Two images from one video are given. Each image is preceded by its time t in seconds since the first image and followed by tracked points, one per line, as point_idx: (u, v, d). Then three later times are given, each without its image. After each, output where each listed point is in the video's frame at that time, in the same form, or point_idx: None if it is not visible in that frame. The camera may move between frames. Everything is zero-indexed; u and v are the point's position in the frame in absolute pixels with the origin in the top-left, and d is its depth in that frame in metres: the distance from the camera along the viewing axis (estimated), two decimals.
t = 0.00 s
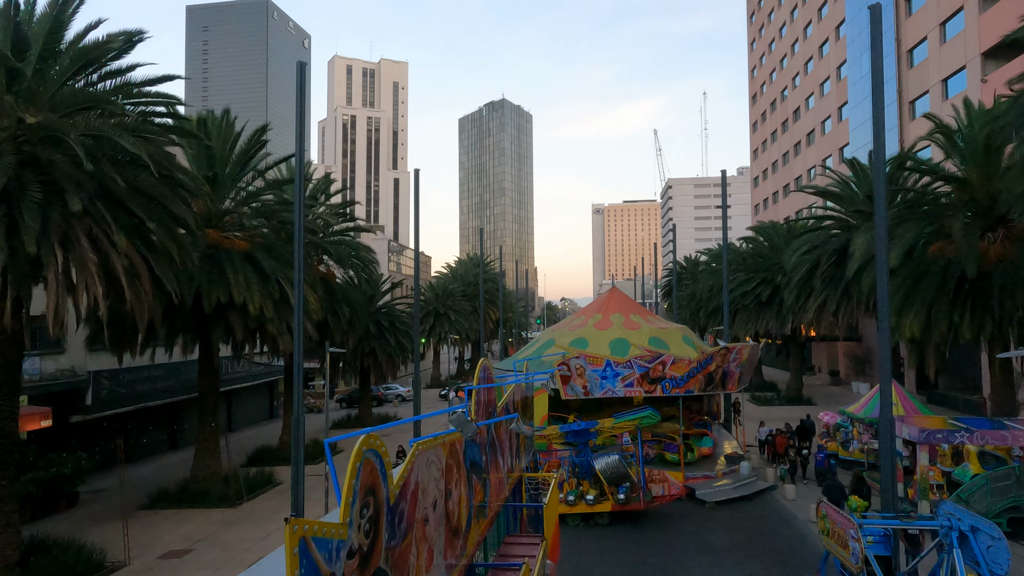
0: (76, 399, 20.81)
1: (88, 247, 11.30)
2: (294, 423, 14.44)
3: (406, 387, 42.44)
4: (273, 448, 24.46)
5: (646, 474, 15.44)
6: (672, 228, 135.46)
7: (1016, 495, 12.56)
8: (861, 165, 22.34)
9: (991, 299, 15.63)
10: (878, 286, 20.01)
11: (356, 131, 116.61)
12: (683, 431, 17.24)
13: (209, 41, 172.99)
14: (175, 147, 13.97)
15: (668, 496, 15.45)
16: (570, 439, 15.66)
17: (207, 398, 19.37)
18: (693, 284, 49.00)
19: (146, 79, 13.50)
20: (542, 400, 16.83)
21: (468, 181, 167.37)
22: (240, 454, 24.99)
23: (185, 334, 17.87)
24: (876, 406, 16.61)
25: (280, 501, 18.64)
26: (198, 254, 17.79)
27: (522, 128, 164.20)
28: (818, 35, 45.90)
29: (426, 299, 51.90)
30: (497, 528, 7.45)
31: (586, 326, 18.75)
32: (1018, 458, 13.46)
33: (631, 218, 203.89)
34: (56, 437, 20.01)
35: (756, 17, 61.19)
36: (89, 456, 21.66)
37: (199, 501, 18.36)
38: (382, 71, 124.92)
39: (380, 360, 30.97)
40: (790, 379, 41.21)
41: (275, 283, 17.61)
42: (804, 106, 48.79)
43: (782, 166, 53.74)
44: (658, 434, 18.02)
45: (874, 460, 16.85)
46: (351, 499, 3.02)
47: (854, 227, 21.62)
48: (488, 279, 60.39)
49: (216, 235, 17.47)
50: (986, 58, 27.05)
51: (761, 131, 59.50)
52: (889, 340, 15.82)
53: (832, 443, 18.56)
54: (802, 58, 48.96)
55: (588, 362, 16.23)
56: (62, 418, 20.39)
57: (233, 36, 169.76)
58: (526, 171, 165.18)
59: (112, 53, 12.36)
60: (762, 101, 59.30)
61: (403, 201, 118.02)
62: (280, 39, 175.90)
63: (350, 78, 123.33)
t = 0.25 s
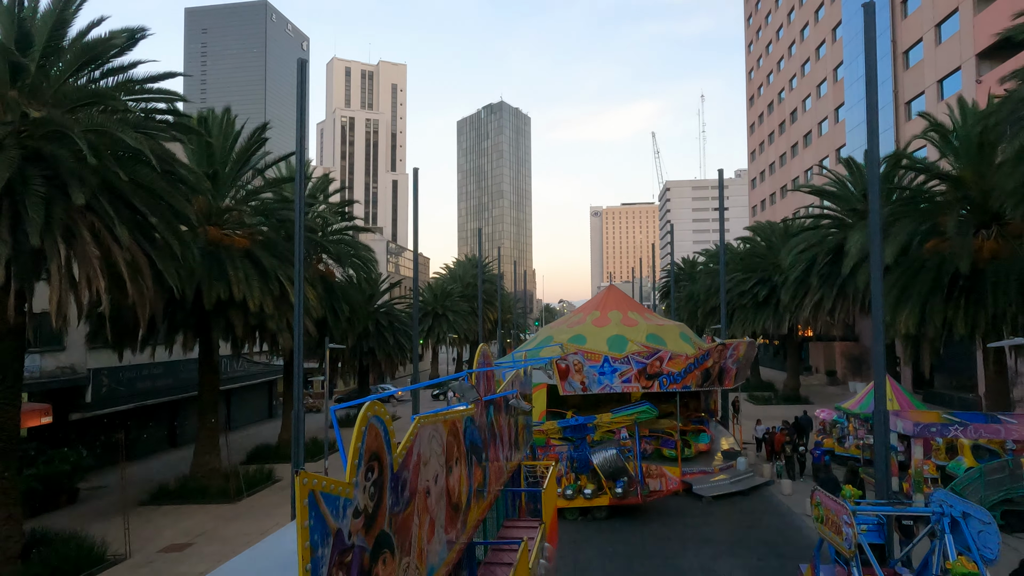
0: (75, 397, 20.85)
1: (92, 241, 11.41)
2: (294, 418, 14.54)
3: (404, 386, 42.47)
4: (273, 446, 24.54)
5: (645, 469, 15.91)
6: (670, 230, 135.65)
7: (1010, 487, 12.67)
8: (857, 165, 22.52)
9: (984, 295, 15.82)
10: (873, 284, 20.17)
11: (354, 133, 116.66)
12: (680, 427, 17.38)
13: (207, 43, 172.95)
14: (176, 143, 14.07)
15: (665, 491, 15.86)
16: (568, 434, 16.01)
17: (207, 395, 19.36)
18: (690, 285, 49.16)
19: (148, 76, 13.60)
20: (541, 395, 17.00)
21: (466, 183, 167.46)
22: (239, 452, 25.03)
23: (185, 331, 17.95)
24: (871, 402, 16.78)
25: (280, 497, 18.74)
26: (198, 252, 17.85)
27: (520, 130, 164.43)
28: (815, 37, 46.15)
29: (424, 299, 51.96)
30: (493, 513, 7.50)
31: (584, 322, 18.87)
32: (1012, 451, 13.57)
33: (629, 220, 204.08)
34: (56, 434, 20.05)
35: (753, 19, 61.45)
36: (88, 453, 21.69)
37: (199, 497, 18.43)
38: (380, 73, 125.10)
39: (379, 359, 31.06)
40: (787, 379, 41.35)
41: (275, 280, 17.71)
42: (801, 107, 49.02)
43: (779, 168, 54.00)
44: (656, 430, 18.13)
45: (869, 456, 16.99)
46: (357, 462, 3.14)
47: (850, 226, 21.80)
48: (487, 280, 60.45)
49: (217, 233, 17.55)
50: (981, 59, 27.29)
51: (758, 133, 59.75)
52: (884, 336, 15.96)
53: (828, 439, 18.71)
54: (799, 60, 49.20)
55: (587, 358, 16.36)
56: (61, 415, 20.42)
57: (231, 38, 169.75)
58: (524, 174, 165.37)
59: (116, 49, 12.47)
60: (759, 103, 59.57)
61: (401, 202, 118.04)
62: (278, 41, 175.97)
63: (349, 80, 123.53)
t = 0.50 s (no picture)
0: (74, 394, 20.89)
1: (92, 235, 11.50)
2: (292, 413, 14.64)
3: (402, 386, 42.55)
4: (270, 444, 24.60)
5: (641, 464, 16.14)
6: (667, 232, 135.94)
7: (1001, 480, 12.81)
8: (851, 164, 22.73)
9: (976, 292, 16.02)
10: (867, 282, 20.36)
11: (352, 135, 116.75)
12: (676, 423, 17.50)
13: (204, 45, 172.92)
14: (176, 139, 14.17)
15: (661, 487, 16.11)
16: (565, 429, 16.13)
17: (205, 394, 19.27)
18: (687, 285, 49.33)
19: (148, 73, 13.69)
20: (537, 392, 17.16)
21: (463, 185, 167.60)
22: (237, 450, 25.08)
23: (184, 328, 18.00)
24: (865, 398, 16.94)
25: (278, 493, 18.82)
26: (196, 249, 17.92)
27: (517, 133, 164.68)
28: (810, 39, 46.45)
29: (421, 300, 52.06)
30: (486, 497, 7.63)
31: (581, 320, 19.01)
32: (1004, 445, 13.71)
33: (626, 223, 204.37)
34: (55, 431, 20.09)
35: (749, 22, 61.78)
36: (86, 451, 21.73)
37: (197, 493, 18.48)
38: (377, 75, 125.31)
39: (377, 358, 31.16)
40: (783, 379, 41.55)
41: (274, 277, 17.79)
42: (797, 109, 49.32)
43: (775, 169, 54.29)
44: (652, 426, 18.26)
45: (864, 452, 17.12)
46: (362, 427, 3.27)
47: (844, 225, 22.00)
48: (484, 281, 60.57)
49: (215, 231, 17.62)
50: (974, 61, 27.56)
51: (754, 135, 60.07)
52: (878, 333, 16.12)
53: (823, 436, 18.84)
54: (794, 62, 49.51)
55: (583, 354, 16.49)
56: (59, 412, 20.46)
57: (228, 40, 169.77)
58: (521, 176, 165.58)
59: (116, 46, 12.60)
60: (755, 105, 59.89)
61: (398, 204, 118.13)
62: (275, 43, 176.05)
63: (346, 82, 123.60)
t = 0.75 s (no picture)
0: (73, 392, 20.95)
1: (94, 230, 11.59)
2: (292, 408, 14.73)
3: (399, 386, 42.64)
4: (269, 442, 24.67)
5: (638, 460, 16.22)
6: (664, 234, 136.19)
7: (994, 473, 12.94)
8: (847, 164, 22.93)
9: (970, 288, 16.20)
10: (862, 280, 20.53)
11: (350, 136, 116.89)
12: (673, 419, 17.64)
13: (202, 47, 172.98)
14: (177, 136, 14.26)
15: (658, 482, 16.23)
16: (563, 424, 16.08)
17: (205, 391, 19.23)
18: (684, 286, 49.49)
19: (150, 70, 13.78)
20: (536, 388, 17.46)
21: (461, 188, 167.78)
22: (235, 448, 25.14)
23: (184, 324, 18.07)
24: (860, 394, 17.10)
25: (278, 489, 18.90)
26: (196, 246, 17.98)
27: (515, 135, 164.99)
28: (806, 41, 46.73)
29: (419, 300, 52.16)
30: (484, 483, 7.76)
31: (579, 317, 19.14)
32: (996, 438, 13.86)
33: (623, 225, 204.68)
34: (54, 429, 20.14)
35: (746, 24, 62.10)
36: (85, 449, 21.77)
37: (196, 489, 18.54)
38: (375, 77, 125.52)
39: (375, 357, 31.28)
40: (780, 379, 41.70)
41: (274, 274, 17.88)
42: (793, 111, 49.60)
43: (772, 171, 54.56)
44: (649, 423, 18.43)
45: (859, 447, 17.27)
46: (368, 396, 3.40)
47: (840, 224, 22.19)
48: (482, 282, 60.68)
49: (215, 228, 17.70)
50: (968, 62, 27.79)
51: (751, 136, 60.36)
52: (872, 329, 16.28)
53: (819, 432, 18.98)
54: (791, 64, 49.80)
55: (581, 350, 16.61)
56: (59, 410, 20.50)
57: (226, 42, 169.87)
58: (519, 178, 165.80)
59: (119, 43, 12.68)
60: (752, 107, 60.20)
61: (396, 206, 118.21)
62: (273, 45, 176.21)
63: (344, 83, 123.60)
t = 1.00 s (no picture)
0: (72, 389, 21.01)
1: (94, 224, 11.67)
2: (292, 403, 14.86)
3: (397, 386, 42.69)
4: (267, 439, 24.77)
5: (635, 455, 16.39)
6: (661, 235, 136.41)
7: (985, 468, 13.01)
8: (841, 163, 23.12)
9: (961, 284, 16.40)
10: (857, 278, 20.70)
11: (347, 137, 116.96)
12: (670, 415, 17.78)
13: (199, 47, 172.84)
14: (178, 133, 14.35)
15: (654, 476, 16.43)
16: (560, 419, 16.20)
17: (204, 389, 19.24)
18: (681, 286, 49.68)
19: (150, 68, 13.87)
20: (533, 384, 17.53)
21: (458, 189, 167.86)
22: (233, 445, 25.21)
23: (183, 320, 18.17)
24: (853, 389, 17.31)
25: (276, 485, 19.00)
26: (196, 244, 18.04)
27: (512, 136, 165.23)
28: (802, 42, 47.00)
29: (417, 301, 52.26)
30: (482, 470, 7.89)
31: (576, 314, 19.28)
32: (987, 432, 14.04)
33: (620, 227, 204.84)
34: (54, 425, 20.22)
35: (742, 26, 62.40)
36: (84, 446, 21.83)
37: (195, 486, 18.60)
38: (373, 78, 125.75)
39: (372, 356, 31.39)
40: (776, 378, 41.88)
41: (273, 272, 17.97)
42: (789, 112, 49.86)
43: (768, 172, 54.86)
44: (645, 419, 18.59)
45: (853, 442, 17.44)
46: (371, 368, 3.54)
47: (834, 222, 22.37)
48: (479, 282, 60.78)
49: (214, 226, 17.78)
50: (961, 63, 28.05)
51: (747, 138, 60.67)
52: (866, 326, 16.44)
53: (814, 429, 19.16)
54: (787, 65, 50.08)
55: (578, 346, 16.73)
56: (58, 407, 20.57)
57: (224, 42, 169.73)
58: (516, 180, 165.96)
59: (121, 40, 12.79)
60: (749, 109, 60.49)
61: (394, 207, 118.26)
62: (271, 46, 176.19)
63: (342, 84, 123.67)
